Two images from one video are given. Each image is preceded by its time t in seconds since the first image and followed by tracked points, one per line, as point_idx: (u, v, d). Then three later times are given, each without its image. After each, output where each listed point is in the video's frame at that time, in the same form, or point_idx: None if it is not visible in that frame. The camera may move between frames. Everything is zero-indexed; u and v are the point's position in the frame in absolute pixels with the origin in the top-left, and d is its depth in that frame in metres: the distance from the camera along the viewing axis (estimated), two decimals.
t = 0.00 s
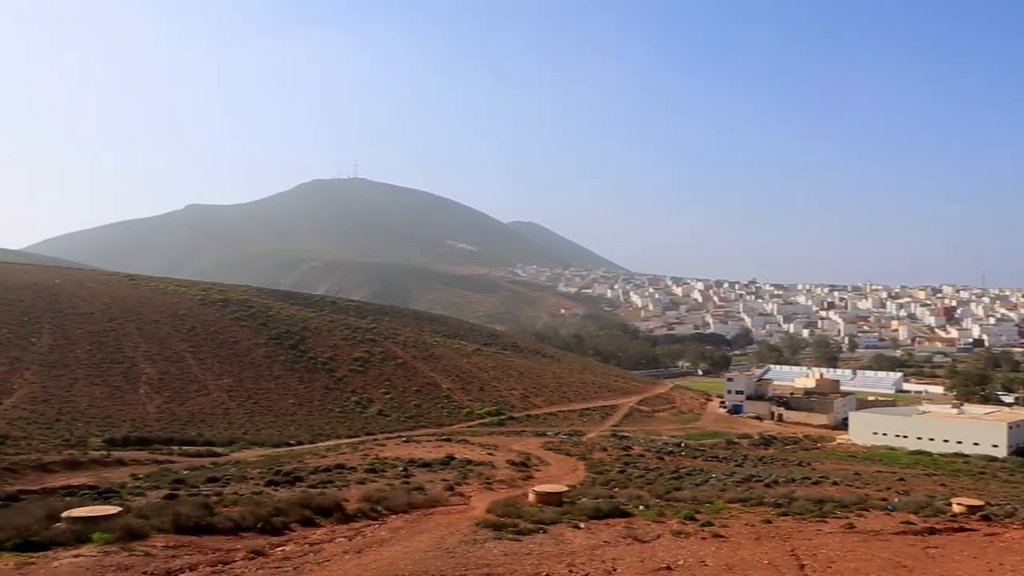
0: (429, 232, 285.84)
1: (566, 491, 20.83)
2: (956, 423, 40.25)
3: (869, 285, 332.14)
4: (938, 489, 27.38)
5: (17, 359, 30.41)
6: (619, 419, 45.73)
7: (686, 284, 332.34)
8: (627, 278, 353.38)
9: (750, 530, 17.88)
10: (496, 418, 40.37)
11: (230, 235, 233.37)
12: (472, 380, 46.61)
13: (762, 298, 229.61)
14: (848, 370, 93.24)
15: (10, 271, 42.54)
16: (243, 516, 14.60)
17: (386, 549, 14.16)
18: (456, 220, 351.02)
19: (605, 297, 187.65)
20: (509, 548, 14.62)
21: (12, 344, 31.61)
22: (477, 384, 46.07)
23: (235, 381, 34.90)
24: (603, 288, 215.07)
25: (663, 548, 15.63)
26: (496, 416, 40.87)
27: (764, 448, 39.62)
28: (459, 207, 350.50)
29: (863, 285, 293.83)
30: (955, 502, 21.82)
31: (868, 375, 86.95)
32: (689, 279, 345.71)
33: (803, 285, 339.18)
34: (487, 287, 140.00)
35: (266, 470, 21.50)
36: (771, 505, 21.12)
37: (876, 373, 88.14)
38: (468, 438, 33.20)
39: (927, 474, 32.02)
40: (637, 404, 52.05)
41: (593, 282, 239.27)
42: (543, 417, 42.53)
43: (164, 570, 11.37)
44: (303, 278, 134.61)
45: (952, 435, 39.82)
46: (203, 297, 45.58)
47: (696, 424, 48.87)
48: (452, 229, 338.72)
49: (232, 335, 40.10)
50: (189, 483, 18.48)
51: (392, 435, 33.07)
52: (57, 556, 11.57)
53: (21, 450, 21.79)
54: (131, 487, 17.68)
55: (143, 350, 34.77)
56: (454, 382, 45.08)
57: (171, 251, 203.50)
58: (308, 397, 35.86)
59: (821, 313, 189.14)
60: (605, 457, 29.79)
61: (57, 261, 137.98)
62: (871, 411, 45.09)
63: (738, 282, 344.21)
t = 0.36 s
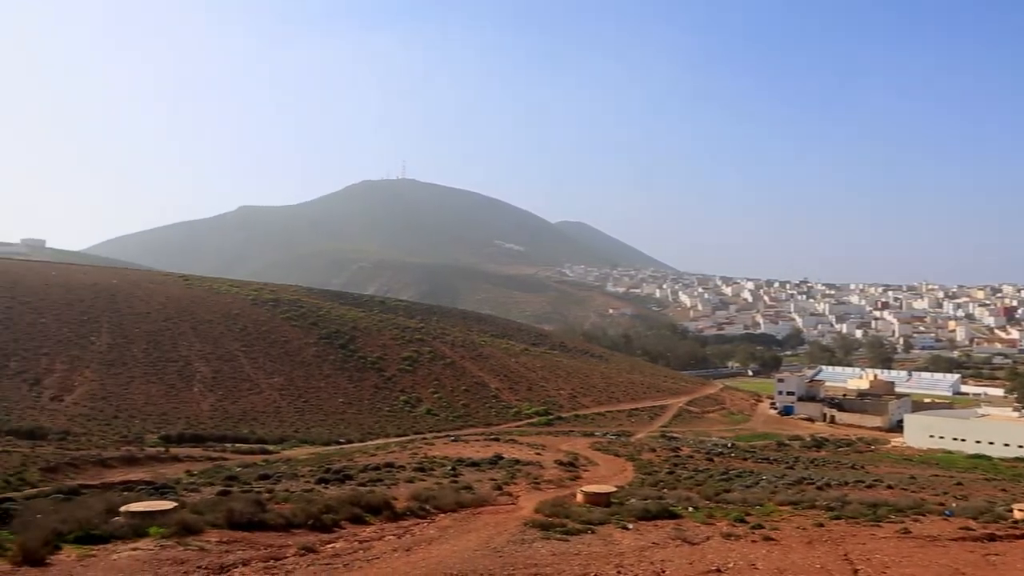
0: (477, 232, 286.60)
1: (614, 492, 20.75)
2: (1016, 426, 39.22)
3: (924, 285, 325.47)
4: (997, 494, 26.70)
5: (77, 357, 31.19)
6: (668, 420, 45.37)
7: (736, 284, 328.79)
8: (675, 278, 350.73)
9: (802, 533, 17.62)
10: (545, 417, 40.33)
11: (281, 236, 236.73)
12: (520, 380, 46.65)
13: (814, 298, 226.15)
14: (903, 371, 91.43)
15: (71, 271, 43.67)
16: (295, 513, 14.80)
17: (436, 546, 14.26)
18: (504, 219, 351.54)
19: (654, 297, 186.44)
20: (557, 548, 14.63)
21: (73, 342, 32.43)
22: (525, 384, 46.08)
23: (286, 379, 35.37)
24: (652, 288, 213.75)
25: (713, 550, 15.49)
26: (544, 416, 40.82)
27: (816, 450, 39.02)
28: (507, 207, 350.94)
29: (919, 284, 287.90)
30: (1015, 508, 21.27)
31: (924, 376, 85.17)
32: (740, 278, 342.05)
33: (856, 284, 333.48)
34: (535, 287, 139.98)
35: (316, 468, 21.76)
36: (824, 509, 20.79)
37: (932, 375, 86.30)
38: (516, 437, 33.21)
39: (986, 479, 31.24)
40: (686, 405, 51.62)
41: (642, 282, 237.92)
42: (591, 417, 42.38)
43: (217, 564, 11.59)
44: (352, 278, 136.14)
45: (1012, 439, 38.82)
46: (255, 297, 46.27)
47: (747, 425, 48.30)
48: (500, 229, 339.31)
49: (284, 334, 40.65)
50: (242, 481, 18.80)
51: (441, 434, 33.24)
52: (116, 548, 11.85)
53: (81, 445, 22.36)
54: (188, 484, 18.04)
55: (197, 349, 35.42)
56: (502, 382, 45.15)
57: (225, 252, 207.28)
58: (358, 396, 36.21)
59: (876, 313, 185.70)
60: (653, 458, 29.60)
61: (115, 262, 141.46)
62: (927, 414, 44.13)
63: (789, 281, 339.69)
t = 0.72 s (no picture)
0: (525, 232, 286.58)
1: (663, 493, 20.62)
2: None
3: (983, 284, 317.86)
4: None
5: (135, 355, 31.91)
6: (718, 420, 44.91)
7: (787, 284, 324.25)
8: (726, 277, 347.18)
9: (855, 538, 17.31)
10: (593, 417, 40.18)
11: (331, 236, 239.55)
12: (568, 379, 46.55)
13: (868, 298, 222.02)
14: (961, 373, 89.32)
15: (128, 271, 44.69)
16: (345, 511, 14.98)
17: (485, 545, 14.33)
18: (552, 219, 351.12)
19: (704, 297, 184.70)
20: (606, 548, 14.62)
21: (130, 341, 33.18)
22: (573, 384, 45.97)
23: (336, 378, 35.77)
24: (701, 288, 211.81)
25: (764, 553, 15.30)
26: (592, 416, 40.68)
27: (870, 452, 38.30)
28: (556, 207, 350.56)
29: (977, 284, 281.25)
30: None
31: (983, 377, 83.10)
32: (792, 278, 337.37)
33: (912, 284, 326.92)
34: (583, 287, 139.64)
35: (366, 466, 21.98)
36: (878, 513, 20.40)
37: (991, 377, 84.12)
38: (564, 437, 33.16)
39: None
40: (736, 406, 51.05)
41: (691, 282, 235.90)
42: (640, 418, 42.13)
43: (267, 559, 11.76)
44: (401, 278, 137.28)
45: None
46: (306, 297, 46.88)
47: (798, 426, 47.60)
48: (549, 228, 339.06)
49: (334, 334, 41.13)
50: (295, 478, 19.08)
51: (489, 433, 33.34)
52: (171, 543, 12.10)
53: (139, 442, 22.88)
54: (242, 480, 18.36)
55: (250, 347, 36.01)
56: (551, 382, 45.10)
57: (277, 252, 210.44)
58: (407, 395, 36.48)
59: (932, 313, 181.72)
60: (702, 459, 29.32)
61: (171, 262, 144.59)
62: (985, 417, 43.04)
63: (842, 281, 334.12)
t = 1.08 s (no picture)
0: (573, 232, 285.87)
1: (713, 495, 20.43)
2: None
3: None
4: None
5: (190, 354, 32.53)
6: (769, 422, 44.34)
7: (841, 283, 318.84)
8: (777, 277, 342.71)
9: (911, 543, 16.97)
10: (641, 418, 39.95)
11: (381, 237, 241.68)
12: (616, 379, 46.35)
13: (924, 298, 217.26)
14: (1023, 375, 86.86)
15: (184, 271, 45.60)
16: (394, 509, 15.10)
17: (533, 544, 14.33)
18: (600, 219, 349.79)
19: (754, 297, 182.43)
20: (654, 549, 14.53)
21: (185, 339, 33.84)
22: (621, 384, 45.75)
23: (385, 377, 36.09)
24: (752, 288, 209.13)
25: (816, 557, 15.08)
26: (641, 416, 40.47)
27: (926, 456, 37.48)
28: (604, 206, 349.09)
29: None
30: None
31: None
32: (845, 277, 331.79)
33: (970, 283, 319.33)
34: (632, 286, 138.83)
35: (415, 465, 22.10)
36: (935, 518, 19.96)
37: None
38: (613, 437, 33.00)
39: None
40: (787, 407, 50.35)
41: (742, 281, 233.20)
42: (689, 419, 41.80)
43: (317, 556, 11.88)
44: (450, 278, 138.04)
45: None
46: (357, 297, 47.37)
47: (852, 428, 46.77)
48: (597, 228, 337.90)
49: (383, 334, 41.51)
50: (345, 476, 19.27)
51: (537, 433, 33.33)
52: (224, 538, 12.30)
53: (194, 438, 23.32)
54: (293, 478, 18.61)
55: (301, 347, 36.51)
56: (599, 382, 44.95)
57: (327, 253, 213.11)
58: (455, 395, 36.65)
59: (991, 313, 177.17)
60: (753, 461, 28.98)
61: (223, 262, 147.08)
62: None
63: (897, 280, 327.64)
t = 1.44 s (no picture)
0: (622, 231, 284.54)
1: (763, 497, 20.17)
2: None
3: None
4: None
5: (242, 352, 33.13)
6: (821, 424, 43.65)
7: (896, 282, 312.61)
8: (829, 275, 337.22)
9: (969, 549, 16.56)
10: (690, 418, 39.62)
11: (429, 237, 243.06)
12: (665, 379, 46.01)
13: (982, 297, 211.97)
14: None
15: (236, 272, 46.42)
16: (442, 508, 15.19)
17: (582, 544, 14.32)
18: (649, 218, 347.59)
19: (806, 297, 179.65)
20: (704, 552, 14.42)
21: (238, 339, 34.42)
22: (670, 384, 45.41)
23: (433, 377, 36.32)
24: (803, 287, 206.04)
25: (869, 562, 14.79)
26: (690, 416, 40.13)
27: (985, 460, 36.55)
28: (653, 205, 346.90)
29: None
30: None
31: None
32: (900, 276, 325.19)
33: None
34: (681, 285, 137.70)
35: (463, 464, 22.20)
36: (995, 524, 19.43)
37: None
38: (661, 438, 32.78)
39: None
40: (840, 408, 49.48)
41: (794, 280, 229.82)
42: (739, 420, 41.34)
43: (366, 554, 11.97)
44: (497, 278, 138.32)
45: None
46: (405, 297, 47.74)
47: (907, 431, 45.79)
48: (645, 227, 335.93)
49: (432, 333, 41.77)
50: (395, 475, 19.43)
51: (585, 433, 33.24)
52: (276, 535, 12.48)
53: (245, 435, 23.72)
54: (343, 476, 18.82)
55: (350, 346, 36.91)
56: (647, 382, 44.68)
57: (376, 253, 215.01)
58: (503, 394, 36.72)
59: None
60: (805, 463, 28.55)
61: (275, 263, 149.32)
62: None
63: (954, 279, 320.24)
